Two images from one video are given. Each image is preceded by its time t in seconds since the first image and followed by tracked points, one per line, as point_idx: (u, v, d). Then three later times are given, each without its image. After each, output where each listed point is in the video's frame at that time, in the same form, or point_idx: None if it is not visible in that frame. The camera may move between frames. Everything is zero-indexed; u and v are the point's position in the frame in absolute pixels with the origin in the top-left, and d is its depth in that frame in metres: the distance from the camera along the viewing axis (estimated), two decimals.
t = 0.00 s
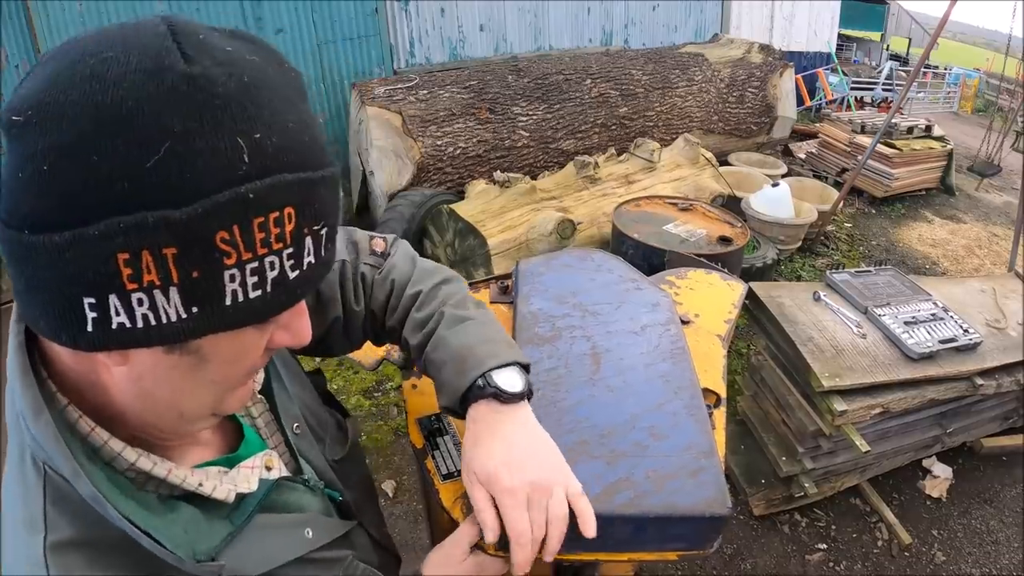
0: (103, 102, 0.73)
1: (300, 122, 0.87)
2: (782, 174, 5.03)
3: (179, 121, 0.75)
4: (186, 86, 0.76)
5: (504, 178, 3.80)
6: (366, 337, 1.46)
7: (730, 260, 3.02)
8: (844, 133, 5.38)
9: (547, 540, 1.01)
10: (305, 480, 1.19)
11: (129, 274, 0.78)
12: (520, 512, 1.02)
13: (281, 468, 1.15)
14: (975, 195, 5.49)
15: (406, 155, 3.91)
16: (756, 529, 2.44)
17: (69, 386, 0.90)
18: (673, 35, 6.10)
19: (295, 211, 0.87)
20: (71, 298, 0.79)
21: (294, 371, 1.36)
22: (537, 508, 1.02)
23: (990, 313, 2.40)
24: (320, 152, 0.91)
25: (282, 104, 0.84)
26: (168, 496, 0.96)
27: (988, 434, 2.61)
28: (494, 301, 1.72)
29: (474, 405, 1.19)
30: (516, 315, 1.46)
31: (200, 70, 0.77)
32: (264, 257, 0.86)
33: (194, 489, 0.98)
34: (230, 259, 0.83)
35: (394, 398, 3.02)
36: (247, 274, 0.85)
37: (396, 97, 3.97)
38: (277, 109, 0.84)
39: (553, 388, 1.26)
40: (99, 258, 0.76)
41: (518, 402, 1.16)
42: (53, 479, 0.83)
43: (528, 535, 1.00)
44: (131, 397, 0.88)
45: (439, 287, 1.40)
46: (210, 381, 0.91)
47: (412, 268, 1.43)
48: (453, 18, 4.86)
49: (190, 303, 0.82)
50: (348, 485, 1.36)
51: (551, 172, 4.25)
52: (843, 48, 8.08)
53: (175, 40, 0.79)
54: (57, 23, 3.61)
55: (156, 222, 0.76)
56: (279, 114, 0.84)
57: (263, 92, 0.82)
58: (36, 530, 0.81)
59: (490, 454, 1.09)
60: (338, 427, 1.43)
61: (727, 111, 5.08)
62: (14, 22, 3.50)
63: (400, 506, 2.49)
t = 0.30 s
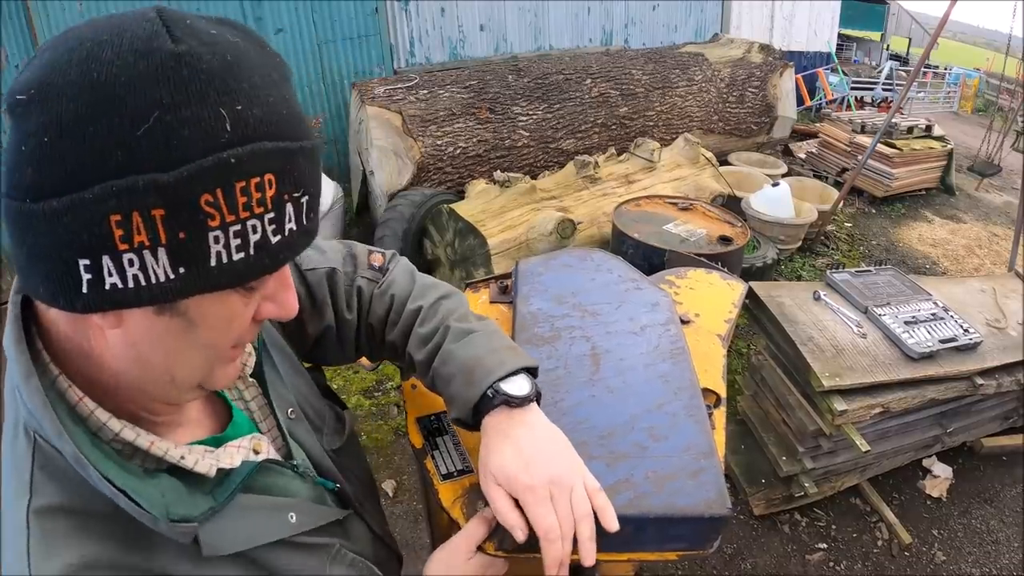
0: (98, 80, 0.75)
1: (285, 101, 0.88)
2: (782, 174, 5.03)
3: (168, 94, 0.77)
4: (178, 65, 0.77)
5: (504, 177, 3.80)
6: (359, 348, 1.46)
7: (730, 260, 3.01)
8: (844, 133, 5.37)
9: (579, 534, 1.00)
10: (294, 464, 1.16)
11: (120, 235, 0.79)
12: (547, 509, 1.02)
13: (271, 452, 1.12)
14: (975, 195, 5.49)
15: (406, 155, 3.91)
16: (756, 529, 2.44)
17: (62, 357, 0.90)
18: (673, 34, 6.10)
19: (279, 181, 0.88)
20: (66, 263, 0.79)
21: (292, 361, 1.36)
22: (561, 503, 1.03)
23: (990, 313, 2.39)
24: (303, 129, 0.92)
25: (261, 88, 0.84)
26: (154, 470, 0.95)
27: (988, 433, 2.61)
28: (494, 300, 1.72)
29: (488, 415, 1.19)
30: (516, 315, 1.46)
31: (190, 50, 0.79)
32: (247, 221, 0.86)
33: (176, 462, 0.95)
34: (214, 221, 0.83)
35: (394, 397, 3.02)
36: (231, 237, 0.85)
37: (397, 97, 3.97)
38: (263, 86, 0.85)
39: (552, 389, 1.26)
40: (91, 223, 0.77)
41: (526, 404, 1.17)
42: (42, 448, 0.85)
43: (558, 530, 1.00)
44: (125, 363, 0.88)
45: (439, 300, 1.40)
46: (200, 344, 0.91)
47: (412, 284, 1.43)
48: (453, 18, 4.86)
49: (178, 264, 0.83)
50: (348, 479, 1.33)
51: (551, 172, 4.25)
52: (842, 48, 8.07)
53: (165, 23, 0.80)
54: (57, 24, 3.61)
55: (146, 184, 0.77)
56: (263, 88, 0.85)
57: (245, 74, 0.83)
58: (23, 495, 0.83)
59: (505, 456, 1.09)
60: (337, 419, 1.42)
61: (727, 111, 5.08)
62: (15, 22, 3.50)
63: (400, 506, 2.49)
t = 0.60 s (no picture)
0: (99, 60, 0.79)
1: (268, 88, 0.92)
2: (782, 174, 5.03)
3: (160, 70, 0.81)
4: (171, 48, 0.82)
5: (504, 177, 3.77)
6: (355, 347, 1.46)
7: (730, 260, 3.01)
8: (844, 133, 5.37)
9: (579, 533, 1.01)
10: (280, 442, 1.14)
11: (113, 188, 0.81)
12: (548, 506, 1.02)
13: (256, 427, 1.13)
14: (975, 195, 5.49)
15: (406, 154, 3.91)
16: (756, 529, 2.44)
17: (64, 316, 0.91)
18: (673, 34, 6.10)
19: (258, 153, 0.90)
20: (66, 217, 0.82)
21: (288, 343, 1.33)
22: (565, 502, 1.02)
23: (991, 313, 2.39)
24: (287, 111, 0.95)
25: (247, 76, 0.87)
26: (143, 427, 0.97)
27: (988, 432, 2.61)
28: (494, 300, 1.73)
29: (486, 414, 1.19)
30: (515, 315, 1.46)
31: (182, 36, 0.83)
32: (222, 181, 0.87)
33: (160, 418, 0.97)
34: (194, 178, 0.85)
35: (394, 397, 3.02)
36: (210, 195, 0.87)
37: (397, 97, 3.97)
38: (248, 69, 0.88)
39: (552, 388, 1.26)
40: (88, 181, 0.81)
41: (524, 402, 1.17)
42: (42, 399, 0.87)
43: (557, 528, 1.00)
44: (117, 315, 0.88)
45: (438, 301, 1.39)
46: (186, 302, 0.91)
47: (410, 284, 1.43)
48: (453, 18, 4.86)
49: (162, 218, 0.85)
50: (343, 468, 1.30)
51: (550, 172, 4.25)
52: (842, 48, 8.06)
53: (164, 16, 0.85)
54: (56, 24, 3.61)
55: (137, 144, 0.80)
56: (249, 71, 0.88)
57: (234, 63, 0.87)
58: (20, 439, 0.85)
59: (506, 455, 1.10)
60: (330, 405, 1.38)
61: (727, 111, 5.08)
62: (14, 22, 3.48)
63: (400, 506, 2.49)
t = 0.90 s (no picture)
0: (122, 55, 0.80)
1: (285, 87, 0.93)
2: (782, 174, 5.03)
3: (182, 66, 0.81)
4: (193, 45, 0.83)
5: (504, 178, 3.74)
6: (361, 338, 1.46)
7: (730, 260, 3.01)
8: (844, 133, 5.37)
9: (557, 528, 1.01)
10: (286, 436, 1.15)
11: (130, 177, 0.82)
12: (530, 499, 1.02)
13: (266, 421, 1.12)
14: (975, 195, 5.49)
15: (406, 154, 3.91)
16: (756, 529, 2.44)
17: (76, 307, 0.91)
18: (673, 34, 6.10)
19: (274, 149, 0.91)
20: (83, 206, 0.83)
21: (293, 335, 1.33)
22: (546, 496, 1.02)
23: (990, 313, 2.39)
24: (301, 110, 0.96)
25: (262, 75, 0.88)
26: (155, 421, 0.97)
27: (988, 432, 2.61)
28: (494, 300, 1.73)
29: (479, 407, 1.19)
30: (515, 314, 1.46)
31: (202, 33, 0.84)
32: (237, 174, 0.88)
33: (172, 411, 0.96)
34: (209, 170, 0.86)
35: (394, 397, 3.02)
36: (224, 187, 0.87)
37: (397, 97, 3.97)
38: (265, 70, 0.89)
39: (551, 388, 1.26)
40: (105, 170, 0.81)
41: (516, 398, 1.17)
42: (53, 394, 0.87)
43: (536, 521, 1.01)
44: (129, 307, 0.88)
45: (439, 293, 1.39)
46: (197, 292, 0.90)
47: (414, 276, 1.43)
48: (453, 18, 4.86)
49: (177, 208, 0.85)
50: (342, 457, 1.30)
51: (550, 172, 4.25)
52: (842, 48, 8.07)
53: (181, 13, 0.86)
54: (57, 24, 3.60)
55: (156, 135, 0.81)
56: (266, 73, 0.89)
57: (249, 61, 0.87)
58: (32, 436, 0.85)
59: (496, 448, 1.10)
60: (334, 400, 1.38)
61: (727, 111, 5.08)
62: (15, 21, 3.48)
63: (400, 505, 2.49)
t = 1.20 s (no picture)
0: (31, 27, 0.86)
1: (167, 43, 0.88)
2: (782, 174, 5.04)
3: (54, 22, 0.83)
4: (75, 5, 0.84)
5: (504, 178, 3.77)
6: (359, 338, 1.46)
7: (730, 260, 3.02)
8: (844, 133, 5.38)
9: (561, 521, 1.01)
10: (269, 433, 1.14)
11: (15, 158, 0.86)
12: (523, 494, 1.03)
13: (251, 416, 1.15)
14: (975, 195, 5.49)
15: (406, 155, 3.91)
16: (756, 529, 2.44)
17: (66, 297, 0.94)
18: (673, 34, 6.10)
19: (120, 93, 0.83)
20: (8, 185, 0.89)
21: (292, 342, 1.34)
22: (543, 489, 1.03)
23: (990, 313, 2.40)
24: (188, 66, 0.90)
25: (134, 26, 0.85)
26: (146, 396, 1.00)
27: (988, 433, 2.61)
28: (494, 300, 1.73)
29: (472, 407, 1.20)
30: (515, 315, 1.46)
31: None
32: (60, 122, 0.82)
33: (155, 386, 0.99)
34: (39, 127, 0.83)
35: (394, 397, 3.02)
36: (54, 140, 0.82)
37: (396, 97, 3.98)
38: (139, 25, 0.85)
39: (551, 388, 1.26)
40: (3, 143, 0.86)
41: (507, 395, 1.18)
42: (42, 372, 0.90)
43: (535, 516, 1.01)
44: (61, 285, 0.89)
45: (437, 296, 1.39)
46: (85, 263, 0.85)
47: (410, 277, 1.43)
48: (453, 18, 4.87)
49: (29, 175, 0.84)
50: (333, 461, 1.30)
51: (551, 172, 4.25)
52: (842, 48, 8.09)
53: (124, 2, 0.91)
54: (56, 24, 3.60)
55: (11, 110, 0.83)
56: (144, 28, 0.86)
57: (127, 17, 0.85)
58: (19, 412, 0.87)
59: (486, 446, 1.11)
60: (326, 403, 1.38)
61: (727, 112, 5.08)
62: (14, 21, 3.43)
63: (400, 506, 2.49)
